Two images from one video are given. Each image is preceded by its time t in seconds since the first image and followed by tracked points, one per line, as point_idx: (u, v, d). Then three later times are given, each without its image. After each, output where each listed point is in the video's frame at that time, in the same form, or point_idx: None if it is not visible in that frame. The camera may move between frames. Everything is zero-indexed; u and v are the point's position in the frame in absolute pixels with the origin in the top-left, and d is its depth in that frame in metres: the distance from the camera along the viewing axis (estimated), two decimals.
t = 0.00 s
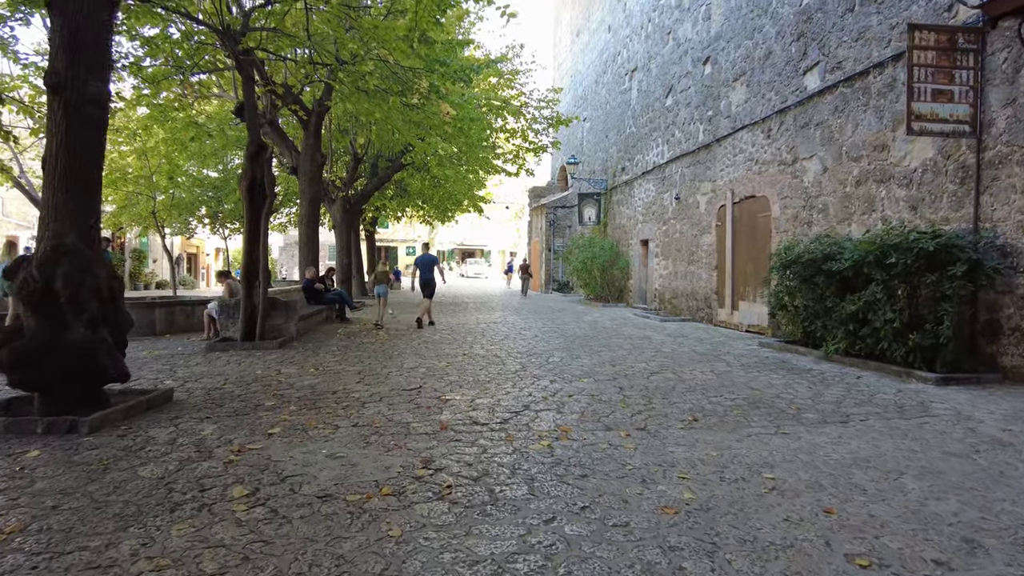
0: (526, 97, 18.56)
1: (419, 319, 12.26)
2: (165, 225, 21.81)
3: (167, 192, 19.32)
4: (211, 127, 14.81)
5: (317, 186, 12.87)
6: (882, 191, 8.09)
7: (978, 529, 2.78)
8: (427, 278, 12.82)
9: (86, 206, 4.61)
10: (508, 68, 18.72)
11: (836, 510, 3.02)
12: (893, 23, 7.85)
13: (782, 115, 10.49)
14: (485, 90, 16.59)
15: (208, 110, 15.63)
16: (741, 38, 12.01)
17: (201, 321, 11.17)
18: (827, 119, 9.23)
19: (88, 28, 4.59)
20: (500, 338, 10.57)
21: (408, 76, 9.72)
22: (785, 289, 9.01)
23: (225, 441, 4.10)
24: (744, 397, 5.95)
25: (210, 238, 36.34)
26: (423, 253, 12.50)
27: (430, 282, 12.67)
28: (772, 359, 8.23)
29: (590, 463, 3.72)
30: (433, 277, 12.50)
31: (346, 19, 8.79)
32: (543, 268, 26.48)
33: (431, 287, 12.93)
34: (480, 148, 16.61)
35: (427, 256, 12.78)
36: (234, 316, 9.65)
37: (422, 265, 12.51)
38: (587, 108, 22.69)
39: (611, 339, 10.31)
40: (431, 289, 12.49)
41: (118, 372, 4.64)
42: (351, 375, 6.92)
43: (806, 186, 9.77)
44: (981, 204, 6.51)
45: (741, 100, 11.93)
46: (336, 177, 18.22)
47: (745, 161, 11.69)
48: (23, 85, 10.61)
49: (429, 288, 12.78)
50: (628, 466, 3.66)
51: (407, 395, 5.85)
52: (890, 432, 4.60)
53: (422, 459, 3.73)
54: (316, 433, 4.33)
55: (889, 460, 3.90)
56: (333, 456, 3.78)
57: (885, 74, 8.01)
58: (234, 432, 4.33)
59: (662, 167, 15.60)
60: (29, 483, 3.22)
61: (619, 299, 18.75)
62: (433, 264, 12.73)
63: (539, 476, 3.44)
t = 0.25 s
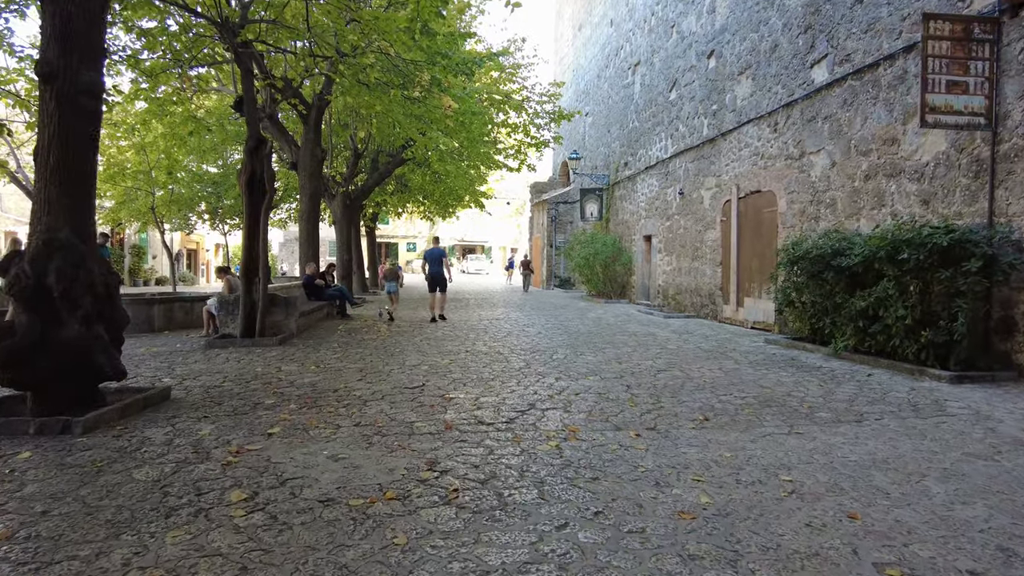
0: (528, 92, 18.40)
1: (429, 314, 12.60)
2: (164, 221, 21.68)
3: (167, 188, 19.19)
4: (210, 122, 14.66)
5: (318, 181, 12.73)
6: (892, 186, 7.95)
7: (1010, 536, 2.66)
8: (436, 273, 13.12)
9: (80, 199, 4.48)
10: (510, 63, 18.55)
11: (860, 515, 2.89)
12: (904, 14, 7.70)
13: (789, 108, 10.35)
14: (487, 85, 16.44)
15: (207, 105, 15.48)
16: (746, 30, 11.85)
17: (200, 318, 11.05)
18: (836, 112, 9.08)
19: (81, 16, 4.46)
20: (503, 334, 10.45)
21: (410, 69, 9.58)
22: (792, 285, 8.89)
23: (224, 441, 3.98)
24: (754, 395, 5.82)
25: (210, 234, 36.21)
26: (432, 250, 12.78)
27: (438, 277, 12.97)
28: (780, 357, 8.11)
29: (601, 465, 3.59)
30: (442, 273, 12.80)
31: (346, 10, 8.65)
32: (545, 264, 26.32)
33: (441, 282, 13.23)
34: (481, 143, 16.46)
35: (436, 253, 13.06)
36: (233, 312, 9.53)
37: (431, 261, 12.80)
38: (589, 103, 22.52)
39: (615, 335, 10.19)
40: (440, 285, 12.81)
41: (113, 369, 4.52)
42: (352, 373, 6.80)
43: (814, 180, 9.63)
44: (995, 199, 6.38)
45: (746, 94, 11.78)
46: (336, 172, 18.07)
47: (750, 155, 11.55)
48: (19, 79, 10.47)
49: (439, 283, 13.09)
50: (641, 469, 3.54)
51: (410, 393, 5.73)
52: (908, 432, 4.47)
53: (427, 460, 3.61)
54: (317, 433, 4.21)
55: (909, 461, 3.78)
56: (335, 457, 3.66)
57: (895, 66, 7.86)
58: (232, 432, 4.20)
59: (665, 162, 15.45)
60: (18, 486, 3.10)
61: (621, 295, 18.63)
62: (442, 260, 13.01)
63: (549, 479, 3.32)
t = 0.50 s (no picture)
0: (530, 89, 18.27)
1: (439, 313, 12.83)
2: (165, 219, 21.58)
3: (168, 186, 19.07)
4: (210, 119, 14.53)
5: (319, 179, 12.62)
6: (903, 184, 7.82)
7: None
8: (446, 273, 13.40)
9: (76, 197, 4.36)
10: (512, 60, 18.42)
11: (886, 525, 2.77)
12: (916, 9, 7.56)
13: (796, 105, 10.22)
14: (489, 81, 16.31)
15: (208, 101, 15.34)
16: (753, 27, 11.72)
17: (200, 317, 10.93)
18: (844, 110, 8.96)
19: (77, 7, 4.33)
20: (506, 334, 10.33)
21: (413, 65, 9.46)
22: (800, 284, 8.77)
23: (224, 446, 3.86)
24: (765, 397, 5.71)
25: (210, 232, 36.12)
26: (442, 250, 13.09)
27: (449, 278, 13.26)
28: (789, 357, 7.99)
29: (613, 472, 3.48)
30: (452, 274, 13.07)
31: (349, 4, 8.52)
32: (546, 262, 26.19)
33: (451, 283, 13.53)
34: (482, 141, 16.34)
35: (446, 254, 13.37)
36: (234, 311, 9.41)
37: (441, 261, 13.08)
38: (592, 100, 22.39)
39: (620, 335, 10.08)
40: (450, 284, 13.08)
41: (111, 371, 4.40)
42: (355, 374, 6.68)
43: (822, 178, 9.50)
44: (1010, 197, 6.25)
45: (753, 91, 11.65)
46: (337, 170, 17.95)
47: (757, 153, 11.43)
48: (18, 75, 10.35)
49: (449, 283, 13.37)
50: (656, 477, 3.43)
51: (414, 395, 5.62)
52: (927, 436, 4.35)
53: (435, 466, 3.49)
54: (320, 436, 4.09)
55: (932, 467, 3.65)
56: (339, 463, 3.54)
57: (907, 62, 7.73)
58: (232, 436, 4.08)
59: (669, 159, 15.33)
60: (10, 495, 2.98)
61: (624, 294, 18.52)
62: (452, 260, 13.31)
63: (562, 487, 3.20)
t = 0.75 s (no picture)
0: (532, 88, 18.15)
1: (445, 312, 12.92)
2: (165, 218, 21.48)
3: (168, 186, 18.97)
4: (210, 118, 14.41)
5: (319, 179, 12.50)
6: (912, 182, 7.71)
7: None
8: (454, 272, 13.51)
9: (72, 195, 4.24)
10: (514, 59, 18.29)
11: (914, 535, 2.65)
12: (926, 5, 7.44)
13: (802, 104, 10.11)
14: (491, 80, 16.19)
15: (208, 100, 15.23)
16: (758, 24, 11.61)
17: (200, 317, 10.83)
18: (852, 108, 8.84)
19: None
20: (509, 334, 10.22)
21: (415, 62, 9.34)
22: (807, 285, 8.67)
23: (223, 450, 3.75)
24: (776, 400, 5.60)
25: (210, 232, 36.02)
26: (450, 249, 13.22)
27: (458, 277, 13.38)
28: (797, 358, 7.88)
29: (625, 478, 3.36)
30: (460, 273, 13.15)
31: None
32: (548, 263, 26.08)
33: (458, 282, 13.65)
34: (484, 140, 16.22)
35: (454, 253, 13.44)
36: (233, 312, 9.29)
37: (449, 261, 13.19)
38: (593, 99, 22.28)
39: (625, 336, 9.97)
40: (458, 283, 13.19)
41: (107, 373, 4.27)
42: (357, 375, 6.57)
43: (829, 177, 9.39)
44: None
45: (758, 89, 11.54)
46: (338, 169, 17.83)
47: (762, 152, 11.32)
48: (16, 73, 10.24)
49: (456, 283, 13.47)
50: (670, 484, 3.31)
51: (418, 398, 5.50)
52: (945, 440, 4.24)
53: (441, 472, 3.38)
54: (322, 441, 3.98)
55: (954, 473, 3.54)
56: (342, 469, 3.43)
57: (916, 59, 7.61)
58: (231, 440, 3.97)
59: (672, 159, 15.22)
60: None
61: (626, 294, 18.41)
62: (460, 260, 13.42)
63: (573, 494, 3.09)
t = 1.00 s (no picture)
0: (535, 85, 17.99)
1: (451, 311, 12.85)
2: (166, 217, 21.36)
3: (168, 185, 18.84)
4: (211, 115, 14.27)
5: (321, 176, 12.36)
6: (926, 177, 7.55)
7: None
8: (462, 272, 13.44)
9: (65, 188, 4.11)
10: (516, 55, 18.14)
11: (952, 544, 2.51)
12: None
13: (811, 99, 9.94)
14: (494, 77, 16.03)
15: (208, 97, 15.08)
16: (765, 19, 11.45)
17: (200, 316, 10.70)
18: (863, 102, 8.68)
19: None
20: (514, 333, 10.07)
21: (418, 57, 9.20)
22: (818, 282, 8.52)
23: (223, 452, 3.61)
24: (790, 399, 5.45)
25: (211, 231, 35.93)
26: (458, 248, 13.17)
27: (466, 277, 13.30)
28: (808, 357, 7.74)
29: (642, 482, 3.22)
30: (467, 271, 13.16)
31: None
32: (550, 262, 25.92)
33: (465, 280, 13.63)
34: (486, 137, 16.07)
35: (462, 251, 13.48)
36: (234, 310, 9.14)
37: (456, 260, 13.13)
38: (596, 96, 22.11)
39: (631, 334, 9.83)
40: (466, 283, 13.10)
41: (103, 372, 4.15)
42: (361, 375, 6.44)
43: (839, 173, 9.23)
44: None
45: (765, 85, 11.38)
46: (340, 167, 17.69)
47: (769, 148, 11.17)
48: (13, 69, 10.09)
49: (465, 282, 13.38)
50: (689, 489, 3.17)
51: (423, 397, 5.37)
52: (970, 441, 4.09)
53: (450, 475, 3.24)
54: (326, 442, 3.83)
55: (985, 476, 3.39)
56: (347, 471, 3.28)
57: (930, 52, 7.44)
58: (231, 441, 3.83)
59: (677, 156, 15.08)
60: None
61: (631, 293, 18.26)
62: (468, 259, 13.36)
63: (589, 499, 2.94)
